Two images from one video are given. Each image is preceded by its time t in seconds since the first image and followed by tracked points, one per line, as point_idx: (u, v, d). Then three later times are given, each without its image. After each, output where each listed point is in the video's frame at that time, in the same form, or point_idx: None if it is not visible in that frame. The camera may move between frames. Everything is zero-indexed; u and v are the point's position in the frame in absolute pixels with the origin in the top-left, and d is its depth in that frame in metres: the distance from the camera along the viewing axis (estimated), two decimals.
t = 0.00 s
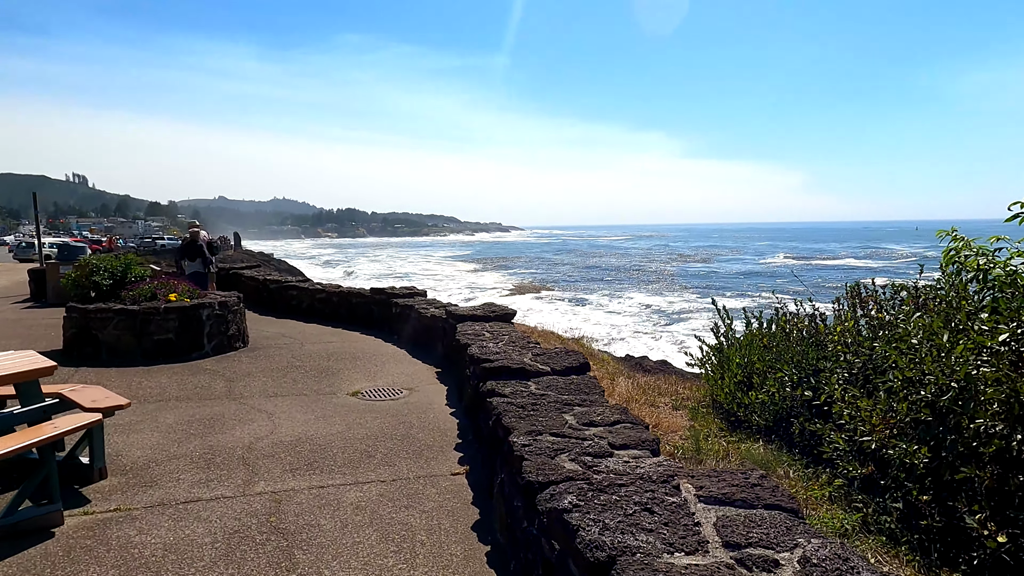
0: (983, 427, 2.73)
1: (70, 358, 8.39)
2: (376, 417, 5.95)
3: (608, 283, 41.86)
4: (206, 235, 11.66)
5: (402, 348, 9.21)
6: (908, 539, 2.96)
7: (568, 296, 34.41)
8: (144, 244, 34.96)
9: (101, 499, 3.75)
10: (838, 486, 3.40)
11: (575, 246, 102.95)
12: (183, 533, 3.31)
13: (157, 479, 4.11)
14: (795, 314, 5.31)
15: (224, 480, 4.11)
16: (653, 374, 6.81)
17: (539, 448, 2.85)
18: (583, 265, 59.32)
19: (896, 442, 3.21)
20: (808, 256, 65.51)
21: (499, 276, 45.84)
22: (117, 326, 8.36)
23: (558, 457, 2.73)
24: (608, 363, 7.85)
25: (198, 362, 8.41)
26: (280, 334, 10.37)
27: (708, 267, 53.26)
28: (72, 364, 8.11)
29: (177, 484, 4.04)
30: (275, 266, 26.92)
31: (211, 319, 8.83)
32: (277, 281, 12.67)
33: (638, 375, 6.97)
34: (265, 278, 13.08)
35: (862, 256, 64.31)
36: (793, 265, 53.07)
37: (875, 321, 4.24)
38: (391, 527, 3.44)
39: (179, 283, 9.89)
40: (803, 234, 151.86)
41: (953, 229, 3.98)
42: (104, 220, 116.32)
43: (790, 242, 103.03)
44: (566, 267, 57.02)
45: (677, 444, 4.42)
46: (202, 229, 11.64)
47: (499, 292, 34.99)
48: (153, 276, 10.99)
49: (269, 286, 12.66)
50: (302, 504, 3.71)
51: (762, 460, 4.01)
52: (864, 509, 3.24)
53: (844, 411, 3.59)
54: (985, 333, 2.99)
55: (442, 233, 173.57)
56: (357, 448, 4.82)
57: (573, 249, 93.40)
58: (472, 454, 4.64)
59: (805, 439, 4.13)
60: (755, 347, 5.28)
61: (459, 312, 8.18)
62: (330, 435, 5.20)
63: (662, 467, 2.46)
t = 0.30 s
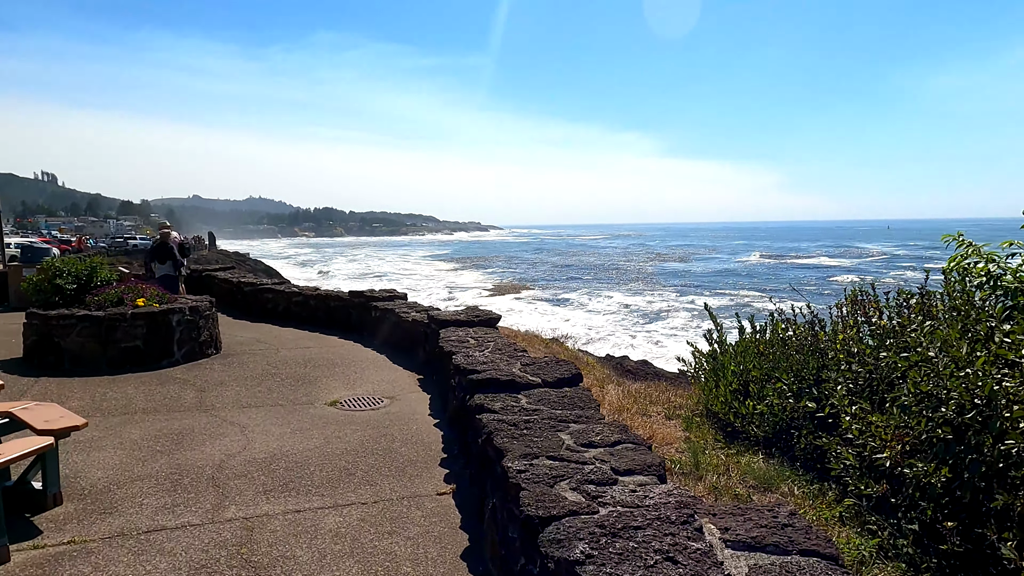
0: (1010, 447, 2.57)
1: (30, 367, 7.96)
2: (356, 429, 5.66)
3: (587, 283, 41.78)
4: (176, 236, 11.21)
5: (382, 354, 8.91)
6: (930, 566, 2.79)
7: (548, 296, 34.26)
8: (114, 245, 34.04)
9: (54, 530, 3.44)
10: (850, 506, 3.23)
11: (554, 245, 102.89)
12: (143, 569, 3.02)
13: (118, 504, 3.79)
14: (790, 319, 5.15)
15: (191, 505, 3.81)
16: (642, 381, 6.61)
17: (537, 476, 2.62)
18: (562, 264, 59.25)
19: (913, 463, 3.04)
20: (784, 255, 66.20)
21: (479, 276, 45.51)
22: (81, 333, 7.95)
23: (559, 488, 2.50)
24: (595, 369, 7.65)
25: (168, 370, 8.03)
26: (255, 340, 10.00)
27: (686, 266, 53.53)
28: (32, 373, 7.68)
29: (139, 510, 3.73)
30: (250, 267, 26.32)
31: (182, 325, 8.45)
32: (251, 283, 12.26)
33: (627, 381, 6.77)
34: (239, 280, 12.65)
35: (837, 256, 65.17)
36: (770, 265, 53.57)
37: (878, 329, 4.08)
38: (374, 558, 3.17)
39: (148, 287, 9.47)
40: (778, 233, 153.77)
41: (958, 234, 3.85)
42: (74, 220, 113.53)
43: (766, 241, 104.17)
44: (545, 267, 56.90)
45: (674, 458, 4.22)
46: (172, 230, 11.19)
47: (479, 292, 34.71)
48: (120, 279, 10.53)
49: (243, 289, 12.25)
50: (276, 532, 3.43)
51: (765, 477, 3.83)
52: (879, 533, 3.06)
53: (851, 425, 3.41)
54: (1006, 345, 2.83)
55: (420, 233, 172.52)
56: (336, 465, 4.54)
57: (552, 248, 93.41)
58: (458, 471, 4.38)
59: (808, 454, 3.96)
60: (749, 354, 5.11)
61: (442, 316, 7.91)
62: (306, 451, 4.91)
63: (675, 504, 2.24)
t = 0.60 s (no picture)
0: None
1: None
2: (332, 432, 5.36)
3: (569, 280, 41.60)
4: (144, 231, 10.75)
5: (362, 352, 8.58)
6: None
7: (530, 293, 34.01)
8: (84, 241, 33.09)
9: None
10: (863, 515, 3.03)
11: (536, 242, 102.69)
12: None
13: (67, 519, 3.46)
14: (788, 315, 4.95)
15: (148, 520, 3.49)
16: (631, 380, 6.40)
17: (530, 489, 2.35)
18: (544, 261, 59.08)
19: (931, 468, 2.84)
20: (763, 252, 66.67)
21: (460, 273, 45.12)
22: (40, 332, 7.52)
23: (554, 501, 2.26)
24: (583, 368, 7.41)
25: (134, 371, 7.63)
26: (228, 338, 9.62)
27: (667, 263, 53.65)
28: None
29: (90, 526, 3.40)
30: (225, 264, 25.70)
31: (149, 324, 8.05)
32: (225, 280, 11.84)
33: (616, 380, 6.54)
34: (212, 277, 12.21)
35: (815, 252, 65.82)
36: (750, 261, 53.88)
37: (884, 326, 3.89)
38: None
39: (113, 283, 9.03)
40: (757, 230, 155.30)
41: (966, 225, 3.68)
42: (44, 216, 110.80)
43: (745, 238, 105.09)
44: (527, 264, 56.69)
45: (671, 462, 3.99)
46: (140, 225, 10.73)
47: (460, 289, 34.35)
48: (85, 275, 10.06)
49: (216, 286, 11.83)
50: (241, 549, 3.13)
51: (768, 482, 3.63)
52: (896, 544, 2.86)
53: (860, 427, 3.21)
54: None
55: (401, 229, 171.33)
56: (309, 472, 4.24)
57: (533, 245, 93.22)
58: (441, 478, 4.11)
59: (812, 456, 3.76)
60: (745, 351, 4.91)
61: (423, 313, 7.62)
62: (278, 457, 4.60)
63: (687, 526, 2.00)
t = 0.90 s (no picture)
0: None
1: None
2: (306, 443, 5.05)
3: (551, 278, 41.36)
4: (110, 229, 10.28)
5: (339, 356, 8.26)
6: None
7: (512, 291, 33.72)
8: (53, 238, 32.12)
9: None
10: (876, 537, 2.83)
11: (517, 238, 102.40)
12: None
13: (8, 551, 3.14)
14: (785, 319, 4.75)
15: (98, 551, 3.17)
16: (620, 385, 6.16)
17: (523, 525, 2.09)
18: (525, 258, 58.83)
19: (952, 488, 2.64)
20: (743, 249, 67.11)
21: (441, 270, 44.70)
22: None
23: (550, 539, 2.01)
24: (569, 371, 7.16)
25: (97, 377, 7.24)
26: (198, 341, 9.22)
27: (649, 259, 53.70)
28: None
29: (32, 559, 3.08)
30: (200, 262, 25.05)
31: (114, 327, 7.64)
32: (196, 279, 11.40)
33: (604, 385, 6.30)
34: (183, 276, 11.76)
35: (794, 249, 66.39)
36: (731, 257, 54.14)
37: (890, 332, 3.70)
38: None
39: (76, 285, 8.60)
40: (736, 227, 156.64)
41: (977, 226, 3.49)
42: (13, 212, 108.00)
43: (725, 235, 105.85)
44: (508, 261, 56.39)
45: (667, 476, 3.76)
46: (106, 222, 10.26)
47: (441, 287, 33.96)
48: (46, 276, 9.59)
49: (188, 286, 11.40)
50: None
51: (771, 498, 3.42)
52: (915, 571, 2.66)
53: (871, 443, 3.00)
54: None
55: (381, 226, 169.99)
56: (279, 491, 3.94)
57: (514, 242, 92.97)
58: (422, 497, 3.84)
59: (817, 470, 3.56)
60: (741, 357, 4.70)
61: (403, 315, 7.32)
62: (247, 473, 4.29)
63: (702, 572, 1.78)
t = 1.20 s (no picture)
0: None
1: None
2: (280, 449, 4.76)
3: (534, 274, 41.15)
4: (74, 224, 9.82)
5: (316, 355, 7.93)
6: None
7: (495, 288, 33.42)
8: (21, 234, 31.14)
9: None
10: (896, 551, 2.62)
11: (499, 235, 102.09)
12: None
13: None
14: (782, 316, 4.56)
15: None
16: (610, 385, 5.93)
17: (518, 552, 1.84)
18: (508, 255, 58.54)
19: (980, 499, 2.44)
20: (724, 246, 67.45)
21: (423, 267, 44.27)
22: None
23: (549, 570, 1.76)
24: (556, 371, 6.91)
25: (58, 380, 6.85)
26: (169, 340, 8.83)
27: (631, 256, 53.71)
28: None
29: None
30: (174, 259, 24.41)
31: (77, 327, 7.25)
32: (168, 276, 10.98)
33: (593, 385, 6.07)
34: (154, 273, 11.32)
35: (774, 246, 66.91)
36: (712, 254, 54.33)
37: (898, 330, 3.50)
38: None
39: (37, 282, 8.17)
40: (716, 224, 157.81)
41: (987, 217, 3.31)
42: None
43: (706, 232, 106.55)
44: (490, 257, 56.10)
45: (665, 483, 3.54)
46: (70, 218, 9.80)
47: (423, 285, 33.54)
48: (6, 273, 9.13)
49: (158, 283, 10.97)
50: None
51: (777, 507, 3.21)
52: None
53: (887, 448, 2.80)
54: None
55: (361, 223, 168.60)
56: (249, 503, 3.65)
57: (496, 239, 92.62)
58: (404, 508, 3.57)
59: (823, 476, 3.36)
60: (736, 356, 4.49)
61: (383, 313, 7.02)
62: (213, 484, 3.99)
63: None
